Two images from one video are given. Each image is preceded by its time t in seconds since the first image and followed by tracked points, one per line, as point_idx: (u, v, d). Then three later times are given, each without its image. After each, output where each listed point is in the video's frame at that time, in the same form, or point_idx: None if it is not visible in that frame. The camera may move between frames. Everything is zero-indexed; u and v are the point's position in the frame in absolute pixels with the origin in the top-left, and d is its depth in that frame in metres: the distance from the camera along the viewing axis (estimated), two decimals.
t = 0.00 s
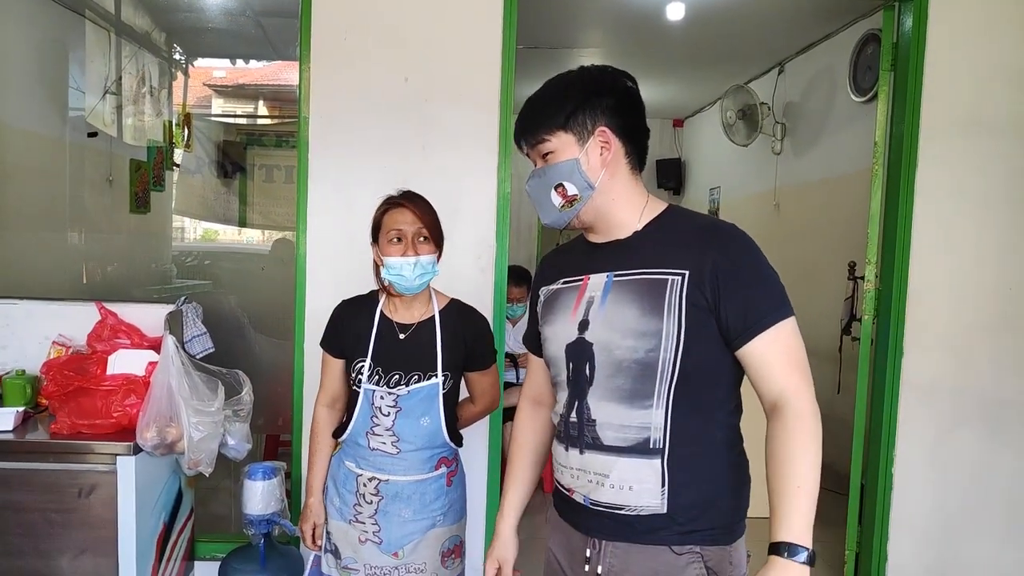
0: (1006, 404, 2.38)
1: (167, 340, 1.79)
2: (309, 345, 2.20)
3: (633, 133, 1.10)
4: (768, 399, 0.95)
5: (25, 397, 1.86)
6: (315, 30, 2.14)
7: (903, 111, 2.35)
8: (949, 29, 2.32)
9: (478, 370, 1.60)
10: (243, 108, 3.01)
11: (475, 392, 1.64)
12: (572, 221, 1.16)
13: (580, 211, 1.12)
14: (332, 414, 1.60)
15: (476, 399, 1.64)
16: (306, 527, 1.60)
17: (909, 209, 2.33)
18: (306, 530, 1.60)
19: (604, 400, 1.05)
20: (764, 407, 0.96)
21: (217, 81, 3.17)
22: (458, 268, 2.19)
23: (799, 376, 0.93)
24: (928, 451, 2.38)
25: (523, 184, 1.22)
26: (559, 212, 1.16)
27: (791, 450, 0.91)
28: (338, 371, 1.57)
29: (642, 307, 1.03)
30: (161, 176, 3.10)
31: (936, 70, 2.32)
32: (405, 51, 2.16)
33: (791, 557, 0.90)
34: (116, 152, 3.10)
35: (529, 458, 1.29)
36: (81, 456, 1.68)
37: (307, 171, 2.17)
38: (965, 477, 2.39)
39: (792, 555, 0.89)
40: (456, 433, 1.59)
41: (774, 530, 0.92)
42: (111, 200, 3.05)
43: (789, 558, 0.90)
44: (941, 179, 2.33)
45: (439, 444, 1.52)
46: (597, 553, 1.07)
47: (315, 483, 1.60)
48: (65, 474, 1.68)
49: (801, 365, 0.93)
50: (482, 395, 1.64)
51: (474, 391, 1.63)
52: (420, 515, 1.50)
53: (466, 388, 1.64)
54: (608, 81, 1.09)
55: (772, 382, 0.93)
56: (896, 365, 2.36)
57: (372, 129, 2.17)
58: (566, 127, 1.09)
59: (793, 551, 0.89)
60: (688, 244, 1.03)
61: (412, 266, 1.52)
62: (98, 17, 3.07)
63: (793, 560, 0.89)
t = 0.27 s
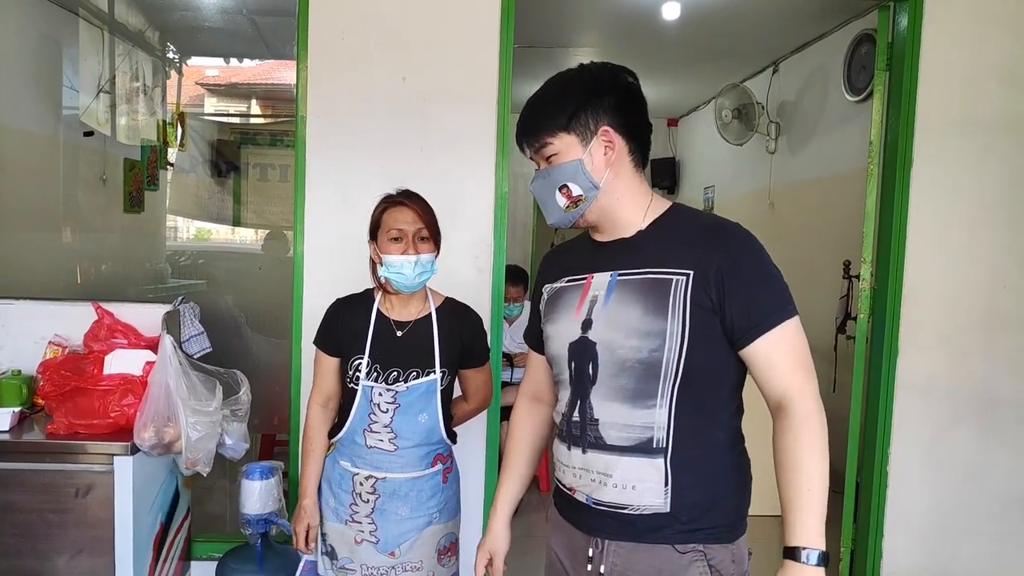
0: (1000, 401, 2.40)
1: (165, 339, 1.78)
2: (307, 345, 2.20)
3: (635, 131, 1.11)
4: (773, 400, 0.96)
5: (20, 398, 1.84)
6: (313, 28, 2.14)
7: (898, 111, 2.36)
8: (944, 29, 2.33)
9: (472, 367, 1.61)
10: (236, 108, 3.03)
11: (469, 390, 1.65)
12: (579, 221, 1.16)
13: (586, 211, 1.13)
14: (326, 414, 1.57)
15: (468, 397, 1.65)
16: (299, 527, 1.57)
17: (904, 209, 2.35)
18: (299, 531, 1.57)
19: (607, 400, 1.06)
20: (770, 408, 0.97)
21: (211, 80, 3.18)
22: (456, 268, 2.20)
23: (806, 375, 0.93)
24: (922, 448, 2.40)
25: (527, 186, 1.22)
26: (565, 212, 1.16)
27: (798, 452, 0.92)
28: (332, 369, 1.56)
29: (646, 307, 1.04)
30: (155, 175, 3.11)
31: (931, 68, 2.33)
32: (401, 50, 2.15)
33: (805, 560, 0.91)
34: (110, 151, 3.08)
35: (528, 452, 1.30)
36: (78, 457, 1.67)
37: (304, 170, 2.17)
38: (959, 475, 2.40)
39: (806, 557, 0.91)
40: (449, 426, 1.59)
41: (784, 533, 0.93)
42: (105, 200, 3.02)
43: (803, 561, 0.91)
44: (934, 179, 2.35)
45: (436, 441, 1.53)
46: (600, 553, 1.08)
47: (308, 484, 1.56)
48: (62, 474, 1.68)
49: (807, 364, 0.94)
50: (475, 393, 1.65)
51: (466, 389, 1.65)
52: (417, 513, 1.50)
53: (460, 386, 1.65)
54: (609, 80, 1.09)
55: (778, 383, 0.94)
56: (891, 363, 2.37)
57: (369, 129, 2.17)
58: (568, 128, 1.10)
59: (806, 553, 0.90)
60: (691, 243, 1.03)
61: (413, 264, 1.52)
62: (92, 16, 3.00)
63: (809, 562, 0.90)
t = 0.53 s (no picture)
0: (990, 397, 2.42)
1: (155, 338, 1.77)
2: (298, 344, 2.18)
3: (623, 124, 1.10)
4: (778, 381, 0.96)
5: (8, 398, 1.83)
6: (303, 24, 2.12)
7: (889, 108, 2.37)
8: (934, 27, 2.34)
9: (460, 364, 1.60)
10: (226, 106, 3.03)
11: (456, 387, 1.63)
12: (571, 215, 1.15)
13: (577, 207, 1.12)
14: (311, 411, 1.56)
15: (456, 394, 1.63)
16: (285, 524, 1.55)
17: (894, 206, 2.36)
18: (285, 530, 1.55)
19: (602, 393, 1.05)
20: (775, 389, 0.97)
21: (201, 80, 3.23)
22: (447, 266, 2.19)
23: (808, 355, 0.94)
24: (913, 444, 2.41)
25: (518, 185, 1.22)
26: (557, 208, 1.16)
27: (804, 432, 0.92)
28: (319, 366, 1.54)
29: (642, 300, 1.03)
30: (145, 174, 3.09)
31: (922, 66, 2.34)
32: (392, 47, 2.14)
33: (808, 535, 0.91)
34: (99, 150, 3.00)
35: (522, 448, 1.29)
36: (67, 457, 1.65)
37: (295, 168, 2.15)
38: (950, 471, 2.42)
39: (810, 533, 0.91)
40: (437, 427, 1.59)
41: (789, 510, 0.93)
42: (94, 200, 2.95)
43: (806, 538, 0.92)
44: (924, 177, 2.36)
45: (423, 438, 1.52)
46: (593, 550, 1.08)
47: (293, 483, 1.55)
48: (50, 475, 1.66)
49: (809, 344, 0.94)
50: (463, 390, 1.64)
51: (455, 387, 1.63)
52: (405, 510, 1.49)
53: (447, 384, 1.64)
54: (594, 74, 1.08)
55: (781, 365, 0.94)
56: (883, 360, 2.38)
57: (360, 126, 2.16)
58: (555, 124, 1.09)
59: (811, 528, 0.91)
60: (688, 234, 1.03)
61: (399, 260, 1.51)
62: (77, 14, 2.92)
63: (812, 538, 0.91)
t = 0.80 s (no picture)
0: (982, 392, 2.43)
1: (146, 333, 1.76)
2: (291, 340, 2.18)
3: (611, 120, 1.10)
4: (800, 339, 0.94)
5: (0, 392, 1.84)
6: (297, 19, 2.12)
7: (881, 105, 2.38)
8: (927, 23, 2.35)
9: (451, 360, 1.60)
10: (221, 102, 2.92)
11: (449, 384, 1.63)
12: (560, 213, 1.15)
13: (566, 204, 1.12)
14: (301, 403, 1.56)
15: (448, 391, 1.63)
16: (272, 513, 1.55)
17: (887, 203, 2.36)
18: (273, 522, 1.56)
19: (595, 388, 1.05)
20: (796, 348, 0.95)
21: (194, 75, 3.08)
22: (441, 262, 2.19)
23: (828, 313, 0.92)
24: (905, 439, 2.42)
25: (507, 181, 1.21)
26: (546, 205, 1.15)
27: (822, 383, 0.90)
28: (309, 357, 1.55)
29: (635, 293, 1.04)
30: (138, 170, 3.07)
31: (914, 62, 2.35)
32: (386, 42, 2.14)
33: (802, 480, 0.90)
34: (93, 146, 3.00)
35: (516, 443, 1.29)
36: (59, 453, 1.65)
37: (288, 163, 2.15)
38: (941, 467, 2.43)
39: (805, 477, 0.89)
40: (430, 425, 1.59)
41: (791, 453, 0.92)
42: (87, 195, 2.94)
43: (799, 483, 0.90)
44: (917, 173, 2.37)
45: (411, 434, 1.52)
46: (586, 544, 1.08)
47: (281, 473, 1.56)
48: (42, 471, 1.65)
49: (830, 303, 0.92)
50: (455, 386, 1.63)
51: (447, 384, 1.63)
52: (394, 506, 1.49)
53: (439, 381, 1.64)
54: (582, 70, 1.08)
55: (795, 322, 0.93)
56: (875, 356, 2.39)
57: (354, 122, 2.15)
58: (544, 121, 1.09)
59: (808, 473, 0.89)
60: (677, 226, 1.03)
61: (389, 257, 1.51)
62: (72, 9, 2.94)
63: (806, 484, 0.89)
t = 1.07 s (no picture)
0: (975, 390, 2.43)
1: (138, 329, 1.75)
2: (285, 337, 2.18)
3: (600, 118, 1.10)
4: (805, 307, 0.94)
5: None
6: (290, 15, 2.11)
7: (875, 102, 2.38)
8: (921, 20, 2.35)
9: (450, 359, 1.59)
10: (217, 99, 2.91)
11: (449, 383, 1.62)
12: (551, 211, 1.14)
13: (558, 202, 1.12)
14: (300, 401, 1.57)
15: (449, 390, 1.62)
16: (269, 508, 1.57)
17: (881, 200, 2.37)
18: (270, 517, 1.57)
19: (589, 383, 1.05)
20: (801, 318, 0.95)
21: (189, 72, 3.05)
22: (435, 259, 2.18)
23: (832, 283, 0.91)
24: (898, 436, 2.43)
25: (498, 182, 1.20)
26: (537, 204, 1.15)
27: (823, 346, 0.90)
28: (309, 354, 1.55)
29: (626, 287, 1.03)
30: (132, 168, 2.99)
31: (908, 59, 2.35)
32: (379, 38, 2.13)
33: (778, 437, 0.90)
34: (86, 143, 2.94)
35: (512, 440, 1.29)
36: (50, 450, 1.64)
37: (282, 160, 2.14)
38: (935, 463, 2.43)
39: (782, 435, 0.90)
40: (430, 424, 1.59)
41: (778, 412, 0.92)
42: (82, 192, 2.89)
43: (773, 439, 0.91)
44: (911, 170, 2.37)
45: (410, 432, 1.51)
46: (581, 541, 1.08)
47: (281, 470, 1.57)
48: (34, 468, 1.65)
49: (836, 273, 0.92)
50: (456, 386, 1.62)
51: (448, 381, 1.62)
52: (391, 506, 1.48)
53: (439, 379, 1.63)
54: (569, 69, 1.08)
55: (798, 294, 0.93)
56: (869, 353, 2.39)
57: (347, 118, 2.15)
58: (533, 120, 1.08)
59: (790, 433, 0.89)
60: (666, 217, 1.03)
61: (384, 254, 1.51)
62: (64, 3, 2.88)
63: (780, 442, 0.90)
